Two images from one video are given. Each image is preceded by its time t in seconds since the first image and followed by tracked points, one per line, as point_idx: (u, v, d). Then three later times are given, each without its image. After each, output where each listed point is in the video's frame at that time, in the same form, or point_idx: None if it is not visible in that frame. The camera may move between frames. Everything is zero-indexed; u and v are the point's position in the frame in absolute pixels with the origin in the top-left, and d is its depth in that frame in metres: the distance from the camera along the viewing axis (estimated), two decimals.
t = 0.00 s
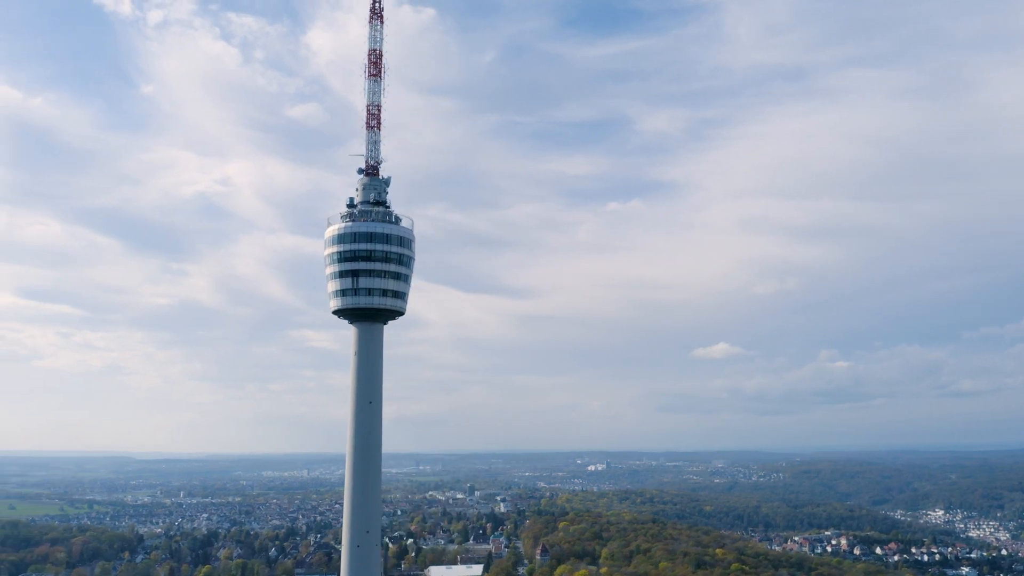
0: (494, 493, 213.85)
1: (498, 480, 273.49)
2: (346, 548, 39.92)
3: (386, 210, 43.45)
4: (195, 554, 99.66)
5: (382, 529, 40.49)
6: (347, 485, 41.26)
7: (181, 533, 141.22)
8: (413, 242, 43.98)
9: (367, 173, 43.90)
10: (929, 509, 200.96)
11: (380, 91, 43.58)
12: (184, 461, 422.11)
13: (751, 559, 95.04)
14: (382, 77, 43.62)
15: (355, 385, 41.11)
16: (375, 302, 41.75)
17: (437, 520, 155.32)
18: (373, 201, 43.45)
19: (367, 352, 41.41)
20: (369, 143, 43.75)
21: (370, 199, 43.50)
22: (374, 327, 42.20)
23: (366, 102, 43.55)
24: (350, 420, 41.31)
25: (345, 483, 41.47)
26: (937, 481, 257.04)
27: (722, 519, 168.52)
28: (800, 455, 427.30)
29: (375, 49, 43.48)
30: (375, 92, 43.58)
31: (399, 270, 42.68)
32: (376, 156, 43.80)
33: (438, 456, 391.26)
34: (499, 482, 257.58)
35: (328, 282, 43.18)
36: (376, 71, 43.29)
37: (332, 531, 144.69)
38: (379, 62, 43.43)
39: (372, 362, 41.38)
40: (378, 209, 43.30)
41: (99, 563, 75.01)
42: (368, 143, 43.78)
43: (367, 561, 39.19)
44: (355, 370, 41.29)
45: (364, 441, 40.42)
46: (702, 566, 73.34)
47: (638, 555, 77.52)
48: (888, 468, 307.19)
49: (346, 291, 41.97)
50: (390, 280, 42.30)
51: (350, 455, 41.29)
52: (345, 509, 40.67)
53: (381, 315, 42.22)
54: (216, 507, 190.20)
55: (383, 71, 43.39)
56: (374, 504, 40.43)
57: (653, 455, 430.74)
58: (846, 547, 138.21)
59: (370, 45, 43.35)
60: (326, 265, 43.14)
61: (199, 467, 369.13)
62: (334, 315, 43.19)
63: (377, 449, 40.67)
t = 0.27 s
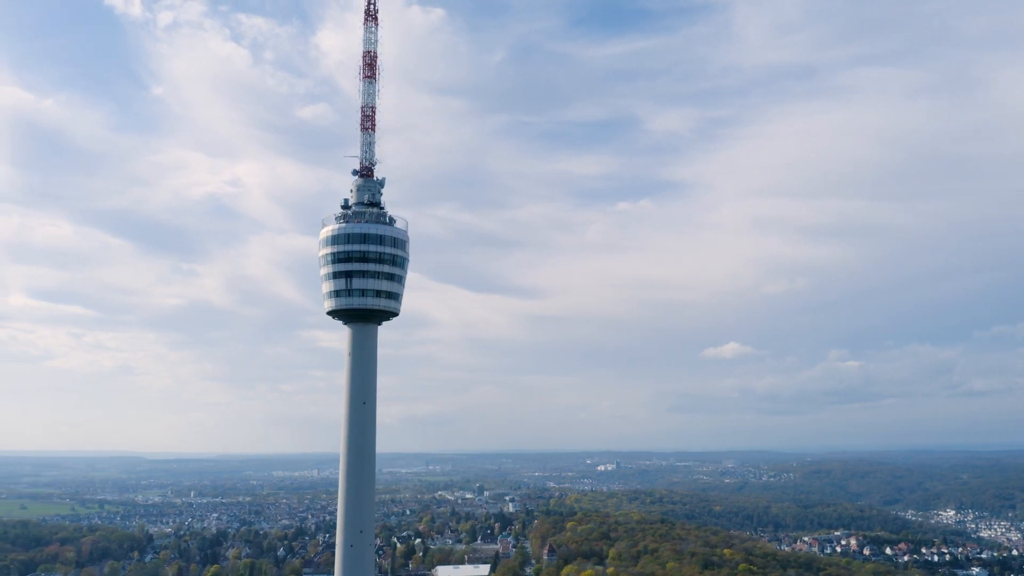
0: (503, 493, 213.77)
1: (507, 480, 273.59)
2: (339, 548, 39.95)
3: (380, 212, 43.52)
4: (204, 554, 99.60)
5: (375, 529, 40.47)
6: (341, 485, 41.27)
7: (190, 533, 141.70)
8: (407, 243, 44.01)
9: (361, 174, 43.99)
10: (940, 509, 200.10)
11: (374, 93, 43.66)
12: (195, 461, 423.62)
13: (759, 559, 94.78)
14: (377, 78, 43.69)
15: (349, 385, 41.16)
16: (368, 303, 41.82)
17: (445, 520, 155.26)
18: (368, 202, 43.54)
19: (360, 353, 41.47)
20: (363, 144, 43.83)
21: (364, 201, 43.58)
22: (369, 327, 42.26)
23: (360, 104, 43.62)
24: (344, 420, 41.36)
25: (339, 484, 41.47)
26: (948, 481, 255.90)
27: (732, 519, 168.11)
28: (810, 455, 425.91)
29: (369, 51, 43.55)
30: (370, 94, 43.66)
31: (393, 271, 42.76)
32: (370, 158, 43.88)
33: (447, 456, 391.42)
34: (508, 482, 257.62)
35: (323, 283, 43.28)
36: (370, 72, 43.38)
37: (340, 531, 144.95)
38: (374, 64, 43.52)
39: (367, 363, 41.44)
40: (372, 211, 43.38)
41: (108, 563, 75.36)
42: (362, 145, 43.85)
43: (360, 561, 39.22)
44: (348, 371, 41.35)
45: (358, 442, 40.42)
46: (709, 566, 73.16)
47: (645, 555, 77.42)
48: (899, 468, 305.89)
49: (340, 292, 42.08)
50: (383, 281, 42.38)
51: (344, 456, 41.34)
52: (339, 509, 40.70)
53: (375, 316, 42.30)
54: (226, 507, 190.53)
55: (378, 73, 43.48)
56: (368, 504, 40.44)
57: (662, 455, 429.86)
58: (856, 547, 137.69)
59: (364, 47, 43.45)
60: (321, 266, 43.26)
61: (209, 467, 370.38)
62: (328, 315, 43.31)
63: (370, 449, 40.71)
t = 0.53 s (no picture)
0: (512, 493, 213.62)
1: (517, 480, 273.66)
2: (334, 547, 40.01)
3: (374, 213, 43.60)
4: (214, 553, 100.00)
5: (369, 529, 40.55)
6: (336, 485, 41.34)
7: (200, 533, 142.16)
8: (401, 243, 44.10)
9: (356, 176, 44.06)
10: (951, 509, 199.15)
11: (368, 94, 43.74)
12: (205, 461, 425.21)
13: (768, 559, 94.60)
14: (372, 80, 43.78)
15: (343, 386, 41.28)
16: (362, 303, 41.91)
17: (453, 520, 155.26)
18: (362, 203, 43.60)
19: (354, 354, 41.59)
20: (358, 146, 43.90)
21: (358, 202, 43.65)
22: (363, 327, 42.40)
23: (355, 105, 43.69)
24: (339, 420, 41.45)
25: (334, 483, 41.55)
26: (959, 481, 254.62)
27: (742, 519, 167.64)
28: (821, 455, 424.22)
29: (364, 53, 43.65)
30: (364, 95, 43.75)
31: (387, 272, 42.83)
32: (365, 159, 43.96)
33: (457, 456, 391.58)
34: (517, 482, 257.58)
35: (317, 283, 43.38)
36: (365, 74, 43.47)
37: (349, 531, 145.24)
38: (369, 65, 43.61)
39: (360, 364, 41.58)
40: (366, 212, 43.46)
41: (117, 563, 75.73)
42: (357, 146, 43.92)
43: (354, 560, 39.33)
44: (342, 372, 41.46)
45: (352, 442, 40.53)
46: (716, 566, 73.06)
47: (652, 555, 77.35)
48: (910, 468, 304.45)
49: (334, 293, 42.17)
50: (377, 282, 42.44)
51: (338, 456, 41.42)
52: (333, 509, 40.81)
53: (369, 317, 42.41)
54: (236, 507, 190.86)
55: (372, 74, 43.56)
56: (362, 504, 40.52)
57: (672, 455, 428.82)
58: (866, 548, 137.18)
59: (359, 49, 43.53)
60: (315, 266, 43.33)
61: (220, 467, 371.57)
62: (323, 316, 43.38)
63: (364, 449, 40.80)
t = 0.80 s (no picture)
0: (521, 493, 213.31)
1: (526, 479, 273.55)
2: (327, 547, 40.13)
3: (368, 214, 43.69)
4: (222, 553, 100.30)
5: (363, 530, 40.60)
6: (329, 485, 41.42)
7: (208, 532, 143.14)
8: (395, 244, 44.16)
9: (350, 177, 44.16)
10: (962, 509, 198.20)
11: (362, 95, 43.82)
12: (215, 461, 426.45)
13: (775, 559, 94.32)
14: (366, 82, 43.84)
15: (337, 386, 41.36)
16: (355, 304, 42.00)
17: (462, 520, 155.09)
18: (356, 204, 43.68)
19: (349, 354, 41.71)
20: (352, 148, 43.99)
21: (352, 203, 43.75)
22: (357, 328, 42.50)
23: (349, 107, 43.77)
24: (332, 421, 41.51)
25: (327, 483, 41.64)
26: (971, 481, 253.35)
27: (751, 519, 167.20)
28: (832, 455, 422.67)
29: (358, 55, 43.74)
30: (358, 96, 43.82)
31: (380, 273, 42.93)
32: (359, 161, 44.04)
33: (466, 456, 391.67)
34: (526, 482, 257.44)
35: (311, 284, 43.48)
36: (359, 76, 43.57)
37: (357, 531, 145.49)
38: (363, 68, 43.71)
39: (354, 364, 41.62)
40: (360, 213, 43.54)
41: (126, 562, 76.13)
42: (351, 148, 44.00)
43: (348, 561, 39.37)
44: (336, 373, 41.53)
45: (345, 442, 40.63)
46: (723, 566, 72.88)
47: (660, 555, 77.17)
48: (921, 468, 303.06)
49: (328, 294, 42.28)
50: (370, 283, 42.50)
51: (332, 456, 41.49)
52: (327, 509, 40.90)
53: (363, 317, 42.50)
54: (245, 506, 190.99)
55: (367, 76, 43.64)
56: (355, 504, 40.58)
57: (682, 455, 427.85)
58: (876, 548, 136.66)
59: (353, 50, 43.64)
60: (309, 268, 43.44)
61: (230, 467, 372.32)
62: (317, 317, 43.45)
63: (358, 450, 40.87)
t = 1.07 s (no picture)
0: (530, 493, 212.96)
1: (536, 479, 273.29)
2: (321, 547, 40.24)
3: (363, 215, 43.83)
4: (230, 552, 100.66)
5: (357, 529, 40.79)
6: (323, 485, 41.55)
7: (216, 532, 143.71)
8: (389, 245, 44.25)
9: (345, 178, 44.28)
10: (973, 509, 197.24)
11: (357, 97, 43.96)
12: (226, 461, 427.79)
13: (784, 559, 93.87)
14: (360, 84, 43.98)
15: (331, 387, 41.48)
16: (349, 305, 42.11)
17: (470, 520, 154.96)
18: (350, 206, 43.78)
19: (343, 355, 41.85)
20: (347, 149, 44.09)
21: (347, 204, 43.88)
22: (351, 329, 42.66)
23: (344, 109, 43.92)
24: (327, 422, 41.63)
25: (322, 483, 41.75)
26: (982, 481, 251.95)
27: (761, 519, 166.77)
28: (843, 455, 421.04)
29: (353, 56, 43.90)
30: (352, 98, 43.95)
31: (375, 274, 43.05)
32: (354, 162, 44.17)
33: (476, 456, 391.46)
34: (534, 482, 257.24)
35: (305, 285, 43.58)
36: (354, 78, 43.72)
37: (365, 530, 145.67)
38: (358, 69, 43.86)
39: (348, 365, 41.76)
40: (354, 215, 43.65)
41: (134, 562, 76.50)
42: (346, 149, 44.13)
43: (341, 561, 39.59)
44: (330, 373, 41.67)
45: (339, 442, 40.75)
46: (731, 566, 72.73)
47: (667, 555, 77.04)
48: (933, 468, 301.51)
49: (322, 295, 42.41)
50: (364, 284, 42.63)
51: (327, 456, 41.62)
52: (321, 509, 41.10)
53: (357, 318, 42.64)
54: (254, 506, 191.12)
55: (361, 78, 43.79)
56: (349, 504, 40.70)
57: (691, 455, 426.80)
58: (886, 548, 136.17)
59: (348, 52, 43.83)
60: (303, 269, 43.53)
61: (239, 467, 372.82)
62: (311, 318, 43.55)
63: (352, 450, 40.98)
